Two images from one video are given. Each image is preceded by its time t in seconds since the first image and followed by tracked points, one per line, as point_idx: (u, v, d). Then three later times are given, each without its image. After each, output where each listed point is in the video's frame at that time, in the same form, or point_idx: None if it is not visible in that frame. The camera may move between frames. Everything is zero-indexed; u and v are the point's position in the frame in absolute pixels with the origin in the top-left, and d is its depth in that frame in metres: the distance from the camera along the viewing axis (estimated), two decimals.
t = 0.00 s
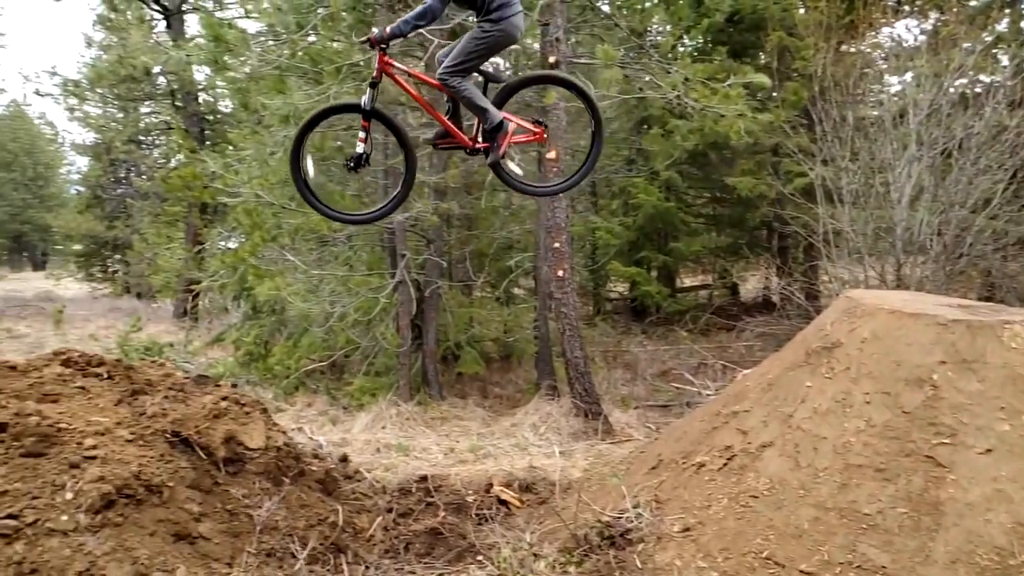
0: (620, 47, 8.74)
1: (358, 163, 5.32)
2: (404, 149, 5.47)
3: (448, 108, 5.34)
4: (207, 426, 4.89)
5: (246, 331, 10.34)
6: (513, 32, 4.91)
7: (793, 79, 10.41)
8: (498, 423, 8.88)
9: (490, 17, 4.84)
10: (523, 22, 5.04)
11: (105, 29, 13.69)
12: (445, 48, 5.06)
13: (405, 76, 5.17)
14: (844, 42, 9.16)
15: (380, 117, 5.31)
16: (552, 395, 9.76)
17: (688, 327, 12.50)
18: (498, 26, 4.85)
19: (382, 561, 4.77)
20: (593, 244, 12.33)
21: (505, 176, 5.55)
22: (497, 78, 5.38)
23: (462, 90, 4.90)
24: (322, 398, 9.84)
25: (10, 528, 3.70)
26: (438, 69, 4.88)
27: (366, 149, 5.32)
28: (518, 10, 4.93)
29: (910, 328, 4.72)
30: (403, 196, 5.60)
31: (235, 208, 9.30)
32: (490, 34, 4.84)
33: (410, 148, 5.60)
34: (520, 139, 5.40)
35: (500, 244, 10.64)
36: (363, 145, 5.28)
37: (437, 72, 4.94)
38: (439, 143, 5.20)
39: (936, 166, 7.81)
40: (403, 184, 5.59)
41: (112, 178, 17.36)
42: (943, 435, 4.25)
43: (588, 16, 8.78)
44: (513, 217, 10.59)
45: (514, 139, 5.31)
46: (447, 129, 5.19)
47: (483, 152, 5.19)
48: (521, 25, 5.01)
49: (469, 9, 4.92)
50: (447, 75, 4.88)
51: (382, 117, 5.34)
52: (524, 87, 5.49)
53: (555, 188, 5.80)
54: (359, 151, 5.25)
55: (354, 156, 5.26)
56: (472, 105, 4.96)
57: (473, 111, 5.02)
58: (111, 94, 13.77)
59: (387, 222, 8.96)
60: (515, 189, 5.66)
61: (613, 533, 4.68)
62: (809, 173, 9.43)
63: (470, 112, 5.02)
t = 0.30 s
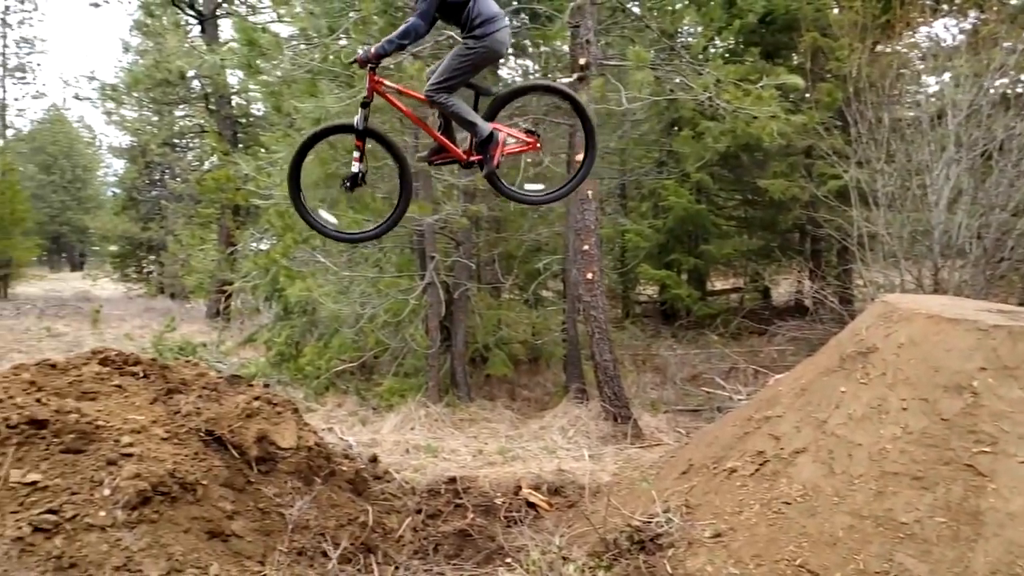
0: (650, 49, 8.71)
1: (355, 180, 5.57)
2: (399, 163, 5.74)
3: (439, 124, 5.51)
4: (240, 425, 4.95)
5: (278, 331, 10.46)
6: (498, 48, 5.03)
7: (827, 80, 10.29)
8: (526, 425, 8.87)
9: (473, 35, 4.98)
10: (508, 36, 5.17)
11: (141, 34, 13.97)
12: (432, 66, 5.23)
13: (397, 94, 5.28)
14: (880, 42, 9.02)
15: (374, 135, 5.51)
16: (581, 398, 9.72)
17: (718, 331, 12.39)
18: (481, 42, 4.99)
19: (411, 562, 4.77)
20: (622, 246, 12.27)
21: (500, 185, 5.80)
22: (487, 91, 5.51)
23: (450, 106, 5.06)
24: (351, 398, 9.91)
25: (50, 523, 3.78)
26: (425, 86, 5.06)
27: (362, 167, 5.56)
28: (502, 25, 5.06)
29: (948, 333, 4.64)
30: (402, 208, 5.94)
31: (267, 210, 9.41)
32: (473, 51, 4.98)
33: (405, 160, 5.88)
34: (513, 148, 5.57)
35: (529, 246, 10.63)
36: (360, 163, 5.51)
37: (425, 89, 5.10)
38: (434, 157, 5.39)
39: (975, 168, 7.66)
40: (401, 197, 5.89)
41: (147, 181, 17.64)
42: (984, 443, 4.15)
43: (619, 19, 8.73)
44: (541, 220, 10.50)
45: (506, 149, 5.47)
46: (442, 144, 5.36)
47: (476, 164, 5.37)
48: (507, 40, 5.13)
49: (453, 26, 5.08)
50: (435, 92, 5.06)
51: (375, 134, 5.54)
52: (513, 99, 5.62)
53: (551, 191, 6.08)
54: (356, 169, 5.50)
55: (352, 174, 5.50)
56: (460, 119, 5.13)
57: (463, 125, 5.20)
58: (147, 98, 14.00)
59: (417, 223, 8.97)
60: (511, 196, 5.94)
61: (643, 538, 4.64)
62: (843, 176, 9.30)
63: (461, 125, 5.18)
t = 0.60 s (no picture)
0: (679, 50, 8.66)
1: (349, 200, 5.58)
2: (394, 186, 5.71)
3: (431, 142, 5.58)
4: (270, 425, 5.00)
5: (306, 331, 10.55)
6: (480, 67, 5.10)
7: (859, 82, 10.16)
8: (552, 428, 8.86)
9: (455, 55, 5.04)
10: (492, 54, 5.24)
11: (173, 37, 14.20)
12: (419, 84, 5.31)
13: (385, 112, 5.34)
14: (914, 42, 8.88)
15: (368, 157, 5.57)
16: (607, 402, 9.67)
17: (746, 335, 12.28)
18: (464, 62, 5.05)
19: (437, 562, 4.78)
20: (649, 249, 12.21)
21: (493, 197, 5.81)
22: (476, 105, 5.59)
23: (435, 123, 5.14)
24: (378, 399, 9.96)
25: (85, 518, 3.83)
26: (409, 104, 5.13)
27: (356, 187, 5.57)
28: (484, 45, 5.12)
29: (985, 339, 4.57)
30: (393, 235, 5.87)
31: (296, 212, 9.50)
32: (456, 71, 5.05)
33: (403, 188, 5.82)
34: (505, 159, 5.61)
35: (555, 248, 10.61)
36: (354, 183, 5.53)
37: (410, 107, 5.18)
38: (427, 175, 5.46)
39: (1013, 171, 7.52)
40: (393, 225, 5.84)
41: (177, 182, 17.90)
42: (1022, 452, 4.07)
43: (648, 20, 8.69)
44: (568, 222, 10.58)
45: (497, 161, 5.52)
46: (435, 161, 5.42)
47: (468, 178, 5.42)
48: (490, 59, 5.20)
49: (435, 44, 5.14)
50: (419, 109, 5.13)
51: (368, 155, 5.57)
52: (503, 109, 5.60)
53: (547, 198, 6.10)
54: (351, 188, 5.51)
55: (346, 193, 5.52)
56: (446, 135, 5.20)
57: (450, 140, 5.25)
58: (178, 101, 14.21)
59: (444, 225, 9.00)
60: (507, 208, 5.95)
61: (670, 543, 4.59)
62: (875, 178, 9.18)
63: (447, 141, 5.24)
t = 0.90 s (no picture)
0: (708, 51, 8.60)
1: (346, 219, 5.74)
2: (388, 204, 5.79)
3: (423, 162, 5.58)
4: (299, 424, 5.05)
5: (333, 332, 10.64)
6: (462, 90, 5.13)
7: (892, 82, 10.01)
8: (578, 430, 8.84)
9: (436, 77, 5.07)
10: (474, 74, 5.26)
11: (204, 40, 14.40)
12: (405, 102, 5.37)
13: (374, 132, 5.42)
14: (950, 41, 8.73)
15: (361, 178, 5.61)
16: (634, 405, 9.62)
17: (775, 339, 12.16)
18: (445, 84, 5.08)
19: (463, 563, 4.79)
20: (676, 252, 12.14)
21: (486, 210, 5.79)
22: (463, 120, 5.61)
23: (418, 141, 5.20)
24: (405, 399, 10.01)
25: (119, 513, 3.90)
26: (393, 122, 5.19)
27: (351, 208, 5.73)
28: (466, 67, 5.14)
29: None
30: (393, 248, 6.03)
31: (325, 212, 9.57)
32: (437, 94, 5.10)
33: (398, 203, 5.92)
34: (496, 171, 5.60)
35: (582, 250, 10.59)
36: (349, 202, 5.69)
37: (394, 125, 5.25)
38: (424, 195, 5.45)
39: None
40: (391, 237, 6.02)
41: (208, 183, 18.13)
42: None
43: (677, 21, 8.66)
44: (595, 224, 10.59)
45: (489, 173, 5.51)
46: (428, 179, 5.42)
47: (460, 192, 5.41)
48: (473, 80, 5.22)
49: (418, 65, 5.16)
50: (402, 128, 5.20)
51: (360, 176, 5.61)
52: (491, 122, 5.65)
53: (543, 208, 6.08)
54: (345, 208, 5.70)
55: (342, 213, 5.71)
56: (430, 151, 5.25)
57: (435, 156, 5.29)
58: (208, 103, 14.41)
59: (471, 227, 9.02)
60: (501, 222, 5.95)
61: (698, 547, 4.53)
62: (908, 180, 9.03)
63: (433, 156, 5.27)
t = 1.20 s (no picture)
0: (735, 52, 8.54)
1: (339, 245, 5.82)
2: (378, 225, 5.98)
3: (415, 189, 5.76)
4: (324, 423, 5.09)
5: (357, 332, 10.71)
6: (444, 113, 5.28)
7: (923, 82, 9.87)
8: (602, 433, 8.82)
9: (417, 101, 5.21)
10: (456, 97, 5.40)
11: (231, 43, 14.59)
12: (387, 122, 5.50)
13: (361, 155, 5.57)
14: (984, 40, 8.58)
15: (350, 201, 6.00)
16: (658, 407, 9.56)
17: (802, 342, 12.04)
18: (427, 107, 5.22)
19: (487, 563, 4.79)
20: (701, 254, 12.06)
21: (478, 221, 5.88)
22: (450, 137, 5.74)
23: (398, 158, 5.33)
24: (428, 399, 10.04)
25: (149, 509, 3.95)
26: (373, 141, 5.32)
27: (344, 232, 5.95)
28: (447, 91, 5.29)
29: None
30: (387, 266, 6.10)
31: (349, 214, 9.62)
32: (418, 117, 5.23)
33: (387, 226, 6.25)
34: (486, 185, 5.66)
35: (606, 251, 10.56)
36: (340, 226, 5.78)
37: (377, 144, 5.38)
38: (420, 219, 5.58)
39: None
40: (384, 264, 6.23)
41: (234, 185, 18.31)
42: None
43: (703, 22, 8.62)
44: (619, 225, 10.57)
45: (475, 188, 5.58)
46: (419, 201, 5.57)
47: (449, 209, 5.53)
48: (454, 103, 5.37)
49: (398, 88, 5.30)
50: (383, 147, 5.32)
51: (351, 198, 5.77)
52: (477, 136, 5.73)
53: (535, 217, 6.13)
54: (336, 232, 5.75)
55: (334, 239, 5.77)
56: (410, 169, 5.38)
57: (416, 173, 5.43)
58: (235, 104, 14.55)
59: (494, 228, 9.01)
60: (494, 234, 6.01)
61: (723, 551, 4.50)
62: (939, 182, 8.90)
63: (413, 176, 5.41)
